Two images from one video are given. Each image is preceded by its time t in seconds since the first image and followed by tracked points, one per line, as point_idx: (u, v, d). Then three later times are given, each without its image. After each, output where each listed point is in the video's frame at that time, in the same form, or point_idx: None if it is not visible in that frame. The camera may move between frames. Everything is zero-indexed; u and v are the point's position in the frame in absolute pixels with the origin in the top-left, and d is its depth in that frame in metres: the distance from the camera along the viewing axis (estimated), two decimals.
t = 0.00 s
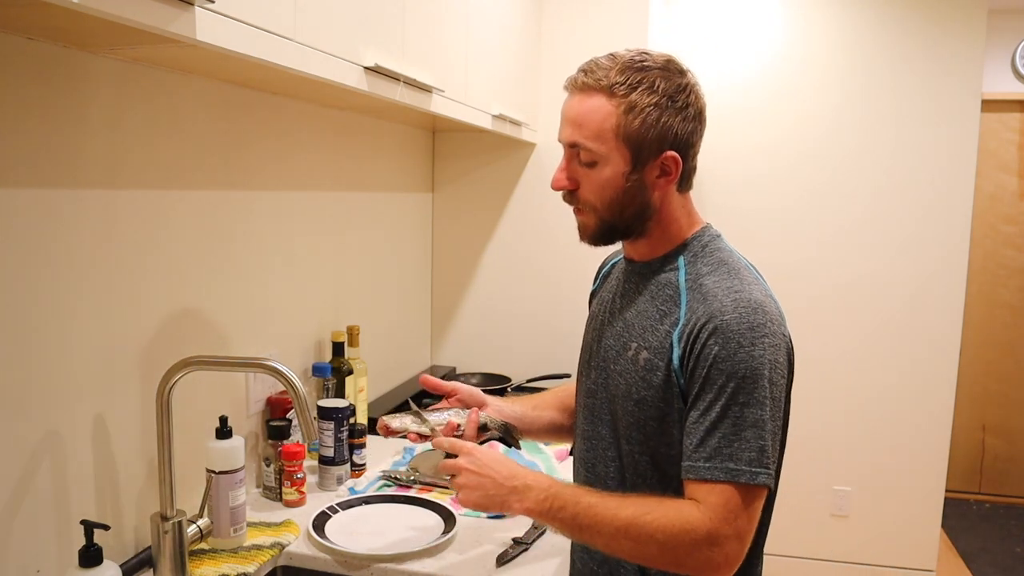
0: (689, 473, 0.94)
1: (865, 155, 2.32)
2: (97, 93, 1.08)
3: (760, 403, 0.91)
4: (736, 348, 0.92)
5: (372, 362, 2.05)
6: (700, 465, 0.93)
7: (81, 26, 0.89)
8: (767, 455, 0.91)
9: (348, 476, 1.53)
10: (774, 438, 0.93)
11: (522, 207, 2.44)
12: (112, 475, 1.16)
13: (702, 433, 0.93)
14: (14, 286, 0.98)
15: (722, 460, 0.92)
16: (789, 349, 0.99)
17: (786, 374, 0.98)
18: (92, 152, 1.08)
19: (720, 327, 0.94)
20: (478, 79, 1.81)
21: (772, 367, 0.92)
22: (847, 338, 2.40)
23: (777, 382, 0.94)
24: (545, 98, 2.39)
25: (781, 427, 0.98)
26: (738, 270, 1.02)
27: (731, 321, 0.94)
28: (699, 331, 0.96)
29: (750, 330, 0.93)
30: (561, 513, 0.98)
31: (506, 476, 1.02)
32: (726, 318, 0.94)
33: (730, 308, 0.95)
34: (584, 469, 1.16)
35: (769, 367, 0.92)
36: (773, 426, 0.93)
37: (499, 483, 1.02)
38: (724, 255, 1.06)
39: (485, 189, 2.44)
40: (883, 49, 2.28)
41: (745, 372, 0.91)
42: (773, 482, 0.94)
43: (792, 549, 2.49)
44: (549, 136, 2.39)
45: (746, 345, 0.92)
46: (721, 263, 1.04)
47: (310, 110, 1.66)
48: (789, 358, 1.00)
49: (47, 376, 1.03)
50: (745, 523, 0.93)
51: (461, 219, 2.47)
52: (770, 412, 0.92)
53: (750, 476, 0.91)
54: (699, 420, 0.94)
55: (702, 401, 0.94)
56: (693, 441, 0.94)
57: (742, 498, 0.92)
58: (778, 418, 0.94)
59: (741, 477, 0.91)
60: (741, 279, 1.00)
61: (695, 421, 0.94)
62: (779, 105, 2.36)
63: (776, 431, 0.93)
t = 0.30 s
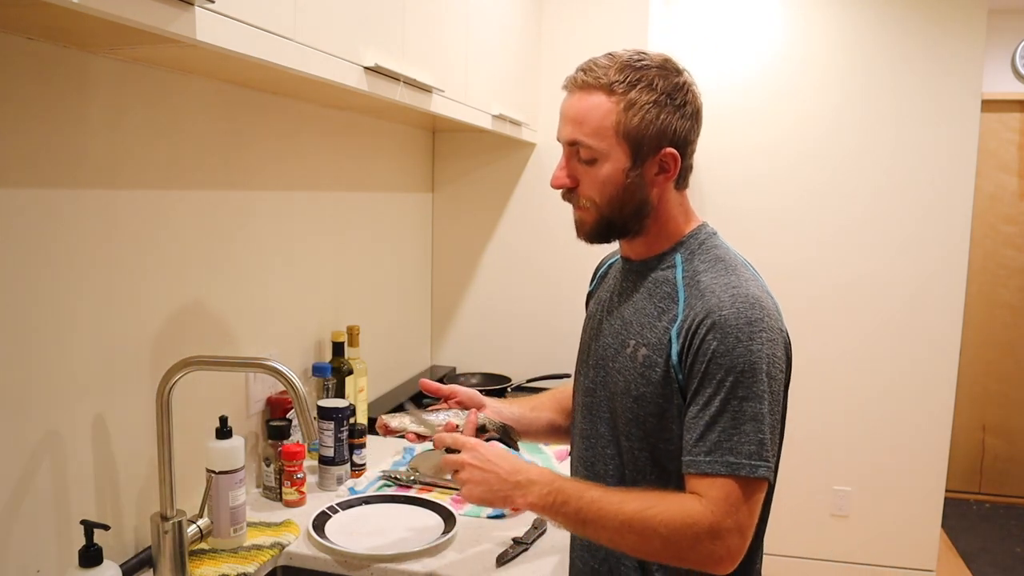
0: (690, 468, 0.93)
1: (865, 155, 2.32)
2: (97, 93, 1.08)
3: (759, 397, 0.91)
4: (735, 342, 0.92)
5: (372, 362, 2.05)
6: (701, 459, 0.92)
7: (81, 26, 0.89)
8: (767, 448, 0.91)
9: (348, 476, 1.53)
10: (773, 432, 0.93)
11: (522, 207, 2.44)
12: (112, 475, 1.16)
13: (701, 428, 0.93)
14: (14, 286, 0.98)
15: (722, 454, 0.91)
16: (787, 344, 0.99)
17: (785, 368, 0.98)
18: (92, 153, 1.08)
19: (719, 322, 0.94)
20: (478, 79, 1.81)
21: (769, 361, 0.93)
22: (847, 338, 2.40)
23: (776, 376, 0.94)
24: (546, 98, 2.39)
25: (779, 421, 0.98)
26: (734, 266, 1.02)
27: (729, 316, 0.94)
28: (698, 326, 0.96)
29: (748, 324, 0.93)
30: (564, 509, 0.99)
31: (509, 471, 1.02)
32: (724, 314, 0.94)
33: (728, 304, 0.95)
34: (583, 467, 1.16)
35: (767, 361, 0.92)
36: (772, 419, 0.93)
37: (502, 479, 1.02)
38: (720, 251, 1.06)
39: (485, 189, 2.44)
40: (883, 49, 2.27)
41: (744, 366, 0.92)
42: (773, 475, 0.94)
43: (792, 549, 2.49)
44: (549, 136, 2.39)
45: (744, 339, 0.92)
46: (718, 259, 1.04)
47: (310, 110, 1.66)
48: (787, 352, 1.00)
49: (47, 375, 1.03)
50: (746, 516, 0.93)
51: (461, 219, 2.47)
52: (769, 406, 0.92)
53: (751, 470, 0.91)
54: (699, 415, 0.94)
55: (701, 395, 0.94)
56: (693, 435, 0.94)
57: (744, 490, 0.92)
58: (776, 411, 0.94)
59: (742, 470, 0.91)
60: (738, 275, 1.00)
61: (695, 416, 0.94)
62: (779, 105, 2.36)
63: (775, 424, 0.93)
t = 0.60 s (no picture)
0: (693, 465, 0.93)
1: (864, 155, 2.32)
2: (96, 93, 1.08)
3: (761, 392, 0.91)
4: (736, 338, 0.92)
5: (372, 362, 2.05)
6: (704, 456, 0.92)
7: (81, 26, 0.89)
8: (770, 443, 0.91)
9: (348, 476, 1.53)
10: (776, 426, 0.93)
11: (522, 207, 2.44)
12: (112, 475, 1.16)
13: (704, 424, 0.93)
14: (14, 286, 0.98)
15: (725, 450, 0.91)
16: (787, 339, 1.00)
17: (786, 363, 0.98)
18: (92, 152, 1.08)
19: (720, 318, 0.94)
20: (478, 78, 1.81)
21: (770, 355, 0.93)
22: (846, 338, 2.40)
23: (777, 371, 0.94)
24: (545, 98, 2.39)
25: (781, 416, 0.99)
26: (734, 262, 1.02)
27: (730, 312, 0.94)
28: (699, 323, 0.96)
29: (749, 319, 0.93)
30: (567, 509, 0.99)
31: (515, 471, 1.03)
32: (725, 310, 0.94)
33: (729, 300, 0.95)
34: (584, 468, 1.16)
35: (768, 355, 0.92)
36: (775, 413, 0.93)
37: (504, 481, 1.02)
38: (720, 249, 1.06)
39: (485, 189, 2.44)
40: (883, 49, 2.27)
41: (746, 362, 0.92)
42: (776, 469, 0.94)
43: (791, 549, 2.49)
44: (549, 135, 2.39)
45: (745, 334, 0.92)
46: (717, 257, 1.04)
47: (311, 110, 1.67)
48: (787, 347, 1.00)
49: (51, 374, 1.04)
50: (750, 510, 0.93)
51: (460, 219, 2.47)
52: (771, 401, 0.92)
53: (754, 464, 0.91)
54: (701, 412, 0.94)
55: (704, 391, 0.94)
56: (696, 432, 0.94)
57: (748, 485, 0.92)
58: (778, 406, 0.94)
59: (746, 465, 0.91)
60: (738, 271, 1.00)
61: (697, 413, 0.94)
62: (778, 105, 2.36)
63: (777, 418, 0.93)
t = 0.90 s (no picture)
0: (690, 465, 0.93)
1: (864, 155, 2.32)
2: (96, 93, 1.08)
3: (758, 392, 0.91)
4: (734, 339, 0.92)
5: (372, 361, 2.05)
6: (701, 456, 0.92)
7: (81, 26, 0.89)
8: (767, 444, 0.91)
9: (348, 476, 1.53)
10: (773, 427, 0.93)
11: (522, 207, 2.44)
12: (112, 475, 1.16)
13: (701, 425, 0.93)
14: (14, 286, 0.98)
15: (722, 450, 0.91)
16: (786, 340, 1.00)
17: (784, 363, 0.98)
18: (92, 152, 1.08)
19: (717, 319, 0.94)
20: (478, 78, 1.81)
21: (768, 356, 0.93)
22: (846, 338, 2.40)
23: (776, 371, 0.94)
24: (546, 98, 2.39)
25: (779, 417, 0.99)
26: (733, 263, 1.02)
27: (728, 313, 0.94)
28: (697, 323, 0.96)
29: (747, 320, 0.93)
30: (564, 508, 0.99)
31: (509, 475, 1.03)
32: (723, 310, 0.94)
33: (727, 300, 0.95)
34: (584, 469, 1.16)
35: (766, 355, 0.92)
36: (773, 414, 0.93)
37: (500, 481, 1.03)
38: (719, 249, 1.06)
39: (485, 189, 2.44)
40: (883, 49, 2.28)
41: (743, 362, 0.92)
42: (774, 470, 0.94)
43: (791, 549, 2.49)
44: (549, 135, 2.39)
45: (743, 335, 0.92)
46: (716, 257, 1.04)
47: (311, 110, 1.67)
48: (786, 348, 1.00)
49: (52, 374, 1.04)
50: (748, 512, 0.93)
51: (460, 219, 2.47)
52: (769, 401, 0.92)
53: (751, 465, 0.91)
54: (699, 412, 0.94)
55: (702, 392, 0.94)
56: (693, 432, 0.94)
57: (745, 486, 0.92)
58: (775, 407, 0.94)
59: (743, 466, 0.91)
60: (736, 272, 1.00)
61: (695, 413, 0.94)
62: (778, 105, 2.36)
63: (775, 419, 0.93)
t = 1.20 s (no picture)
0: (688, 465, 0.93)
1: (864, 155, 2.32)
2: (96, 93, 1.08)
3: (757, 392, 0.91)
4: (732, 339, 0.92)
5: (372, 361, 2.05)
6: (699, 456, 0.92)
7: (81, 26, 0.89)
8: (765, 444, 0.91)
9: (348, 476, 1.53)
10: (772, 427, 0.93)
11: (522, 207, 2.44)
12: (112, 475, 1.16)
13: (700, 424, 0.93)
14: (14, 286, 0.98)
15: (720, 450, 0.91)
16: (785, 341, 0.99)
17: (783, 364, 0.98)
18: (92, 151, 1.08)
19: (716, 319, 0.94)
20: (478, 78, 1.81)
21: (767, 356, 0.92)
22: (846, 338, 2.40)
23: (775, 372, 0.94)
24: (546, 97, 2.39)
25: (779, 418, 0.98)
26: (732, 263, 1.02)
27: (726, 312, 0.94)
28: (695, 322, 0.97)
29: (745, 320, 0.93)
30: (561, 506, 0.99)
31: (506, 470, 1.04)
32: (721, 310, 0.94)
33: (726, 300, 0.95)
34: (584, 470, 1.16)
35: (764, 356, 0.92)
36: (772, 414, 0.92)
37: (498, 478, 1.03)
38: (718, 250, 1.06)
39: (485, 189, 2.44)
40: (883, 48, 2.27)
41: (742, 362, 0.92)
42: (772, 471, 0.94)
43: (791, 549, 2.49)
44: (549, 135, 2.39)
45: (741, 335, 0.92)
46: (715, 257, 1.04)
47: (311, 110, 1.67)
48: (785, 349, 1.00)
49: (50, 374, 1.04)
50: (746, 513, 0.93)
51: (460, 219, 2.47)
52: (768, 401, 0.92)
53: (750, 466, 0.91)
54: (698, 412, 0.94)
55: (701, 392, 0.94)
56: (692, 432, 0.94)
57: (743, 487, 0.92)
58: (774, 408, 0.94)
59: (742, 467, 0.91)
60: (735, 272, 1.00)
61: (694, 413, 0.94)
62: (778, 105, 2.36)
63: (774, 419, 0.93)
